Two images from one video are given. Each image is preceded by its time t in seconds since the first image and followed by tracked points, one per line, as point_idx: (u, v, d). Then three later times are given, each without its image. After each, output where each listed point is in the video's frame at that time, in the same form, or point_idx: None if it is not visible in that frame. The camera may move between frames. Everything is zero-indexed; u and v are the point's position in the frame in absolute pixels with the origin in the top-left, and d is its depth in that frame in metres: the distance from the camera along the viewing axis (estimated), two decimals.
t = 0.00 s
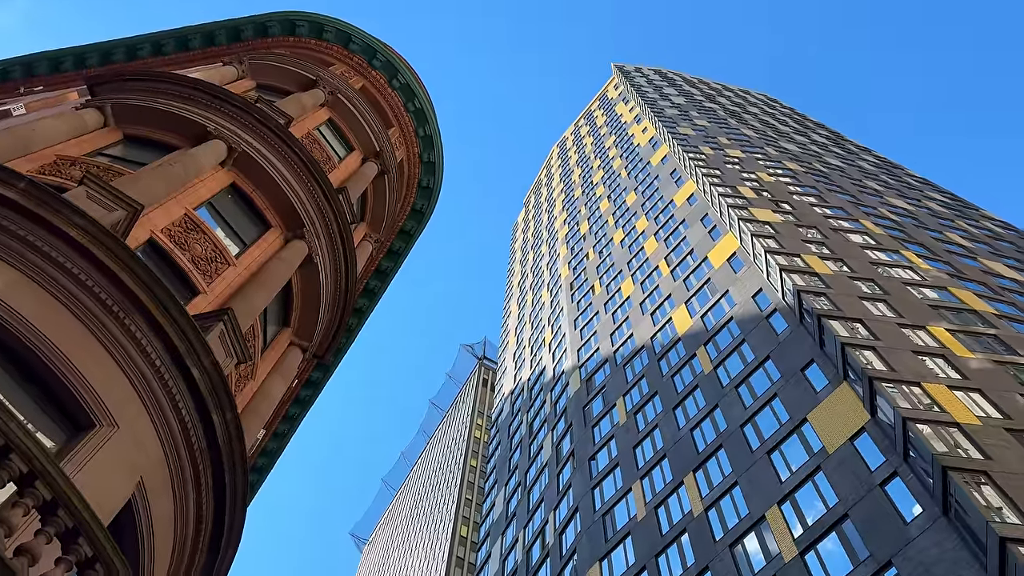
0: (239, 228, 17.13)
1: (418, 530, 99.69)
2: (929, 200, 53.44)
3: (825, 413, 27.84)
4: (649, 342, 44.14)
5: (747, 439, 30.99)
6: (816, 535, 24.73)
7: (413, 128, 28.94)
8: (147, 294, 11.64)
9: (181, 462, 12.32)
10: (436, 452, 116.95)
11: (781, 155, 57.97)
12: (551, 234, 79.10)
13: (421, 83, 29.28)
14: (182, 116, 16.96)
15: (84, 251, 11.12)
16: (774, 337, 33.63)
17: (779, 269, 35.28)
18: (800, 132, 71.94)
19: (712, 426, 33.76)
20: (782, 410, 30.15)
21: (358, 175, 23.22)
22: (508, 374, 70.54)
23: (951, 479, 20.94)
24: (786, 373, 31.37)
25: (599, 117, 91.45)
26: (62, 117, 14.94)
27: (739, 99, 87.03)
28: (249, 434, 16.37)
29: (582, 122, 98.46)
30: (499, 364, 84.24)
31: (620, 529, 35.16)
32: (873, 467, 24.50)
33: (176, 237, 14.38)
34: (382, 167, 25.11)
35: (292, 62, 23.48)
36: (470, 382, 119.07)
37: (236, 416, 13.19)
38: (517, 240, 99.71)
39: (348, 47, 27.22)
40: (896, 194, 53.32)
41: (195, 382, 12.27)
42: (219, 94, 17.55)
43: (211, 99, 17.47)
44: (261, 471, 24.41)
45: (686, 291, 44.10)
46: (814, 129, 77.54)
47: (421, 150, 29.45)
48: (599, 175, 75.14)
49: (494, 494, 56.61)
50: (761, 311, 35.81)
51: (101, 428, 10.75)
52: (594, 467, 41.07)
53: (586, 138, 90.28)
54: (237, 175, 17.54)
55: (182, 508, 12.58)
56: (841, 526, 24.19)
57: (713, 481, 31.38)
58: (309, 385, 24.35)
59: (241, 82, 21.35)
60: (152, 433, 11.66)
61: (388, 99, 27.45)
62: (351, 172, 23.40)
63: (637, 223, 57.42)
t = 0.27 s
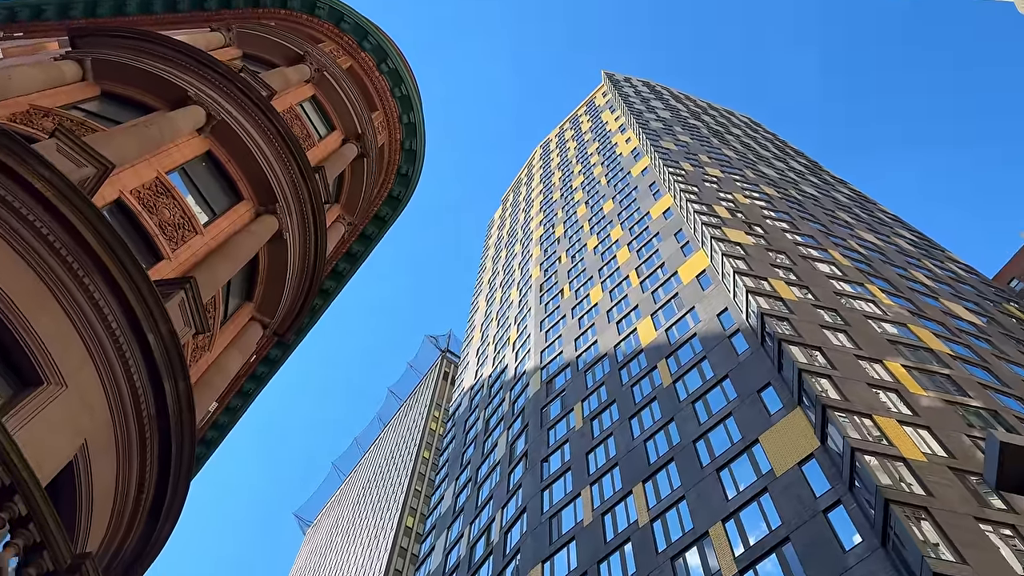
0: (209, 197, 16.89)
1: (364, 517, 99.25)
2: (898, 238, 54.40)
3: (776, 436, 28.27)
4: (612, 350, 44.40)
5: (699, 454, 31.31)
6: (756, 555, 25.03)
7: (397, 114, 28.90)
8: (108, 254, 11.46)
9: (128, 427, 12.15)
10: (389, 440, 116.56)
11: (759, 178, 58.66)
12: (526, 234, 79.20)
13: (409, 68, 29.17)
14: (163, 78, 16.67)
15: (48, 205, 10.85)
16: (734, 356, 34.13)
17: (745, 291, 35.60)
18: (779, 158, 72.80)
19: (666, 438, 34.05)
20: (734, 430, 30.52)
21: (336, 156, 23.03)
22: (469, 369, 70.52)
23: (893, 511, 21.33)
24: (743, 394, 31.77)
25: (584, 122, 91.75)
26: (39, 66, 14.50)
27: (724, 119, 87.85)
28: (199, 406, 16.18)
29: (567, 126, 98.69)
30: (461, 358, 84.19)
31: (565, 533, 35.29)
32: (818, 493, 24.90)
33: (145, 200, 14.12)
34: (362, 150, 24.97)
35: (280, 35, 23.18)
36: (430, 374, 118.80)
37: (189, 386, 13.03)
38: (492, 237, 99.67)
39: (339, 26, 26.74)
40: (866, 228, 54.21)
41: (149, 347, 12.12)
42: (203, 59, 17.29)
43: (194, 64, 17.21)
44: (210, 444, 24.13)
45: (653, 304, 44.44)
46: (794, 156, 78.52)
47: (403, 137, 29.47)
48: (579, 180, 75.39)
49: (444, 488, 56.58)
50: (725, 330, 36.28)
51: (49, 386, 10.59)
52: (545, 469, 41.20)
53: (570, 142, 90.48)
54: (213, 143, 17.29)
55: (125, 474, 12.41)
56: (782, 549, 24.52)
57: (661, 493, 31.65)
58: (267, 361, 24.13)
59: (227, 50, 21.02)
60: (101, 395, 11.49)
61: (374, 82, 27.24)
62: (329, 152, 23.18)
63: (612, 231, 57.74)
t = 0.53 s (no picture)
0: (181, 161, 16.61)
1: (311, 499, 98.58)
2: (864, 270, 55.29)
3: (726, 454, 28.63)
4: (574, 354, 44.57)
5: (649, 465, 31.57)
6: (695, 569, 25.29)
7: (382, 98, 28.73)
8: (70, 210, 11.25)
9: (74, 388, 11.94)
10: (344, 424, 116.00)
11: (735, 198, 59.30)
12: (501, 230, 79.21)
13: (397, 53, 29.01)
14: (145, 37, 16.34)
15: (13, 154, 10.52)
16: (693, 371, 34.52)
17: (710, 309, 35.95)
18: (757, 180, 73.65)
19: (618, 446, 34.28)
20: (686, 444, 30.84)
21: (315, 133, 22.83)
22: (431, 359, 70.40)
23: (832, 537, 21.68)
24: (698, 409, 32.12)
25: (570, 125, 91.97)
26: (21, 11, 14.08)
27: (707, 137, 88.58)
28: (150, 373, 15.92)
29: (552, 127, 98.84)
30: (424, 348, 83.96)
31: (510, 532, 35.33)
32: (761, 513, 25.25)
33: (115, 157, 13.87)
34: (342, 130, 24.76)
35: (270, 6, 22.86)
36: (391, 361, 118.29)
37: (139, 349, 12.91)
38: (466, 230, 99.55)
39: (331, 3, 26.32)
40: (834, 258, 55.02)
41: (104, 308, 11.95)
42: (188, 21, 17.02)
43: (178, 26, 16.92)
44: (159, 411, 23.78)
45: (620, 312, 44.70)
46: (771, 180, 79.45)
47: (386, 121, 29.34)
48: (559, 182, 75.56)
49: (394, 476, 56.46)
50: (686, 344, 36.66)
51: None
52: (496, 466, 41.25)
53: (553, 144, 90.66)
54: (190, 108, 17.00)
55: (66, 434, 12.20)
56: (720, 565, 24.80)
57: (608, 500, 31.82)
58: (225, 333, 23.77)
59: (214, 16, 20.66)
60: (48, 352, 11.25)
61: (361, 62, 26.93)
62: (309, 128, 22.95)
63: (586, 236, 57.96)
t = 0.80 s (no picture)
0: (155, 121, 16.33)
1: (258, 475, 97.63)
2: (827, 299, 56.14)
3: (675, 466, 28.90)
4: (536, 354, 44.65)
5: (599, 470, 31.76)
6: None
7: (368, 78, 28.56)
8: (33, 158, 10.99)
9: (21, 339, 11.70)
10: (299, 402, 115.14)
11: (710, 215, 59.85)
12: (476, 224, 79.11)
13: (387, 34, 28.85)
14: None
15: None
16: (651, 381, 34.81)
17: (674, 321, 36.27)
18: (733, 200, 74.44)
19: (571, 449, 34.43)
20: (637, 453, 31.08)
21: (296, 107, 22.59)
22: (393, 346, 70.12)
23: (771, 557, 21.97)
24: (652, 419, 32.40)
25: (555, 126, 92.14)
26: None
27: (688, 152, 89.25)
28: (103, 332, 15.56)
29: (537, 126, 98.93)
30: (387, 334, 83.59)
31: (454, 525, 35.30)
32: (704, 527, 25.53)
33: (87, 111, 13.59)
34: (324, 107, 24.55)
35: None
36: (353, 344, 117.55)
37: (92, 306, 12.71)
38: (442, 220, 99.32)
39: None
40: (800, 284, 55.78)
41: (60, 262, 11.73)
42: None
43: None
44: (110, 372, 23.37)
45: (585, 317, 44.88)
46: (747, 201, 80.29)
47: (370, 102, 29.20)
48: (538, 182, 75.64)
49: (344, 459, 56.17)
50: (647, 355, 36.95)
51: None
52: (448, 458, 41.20)
53: (537, 143, 90.76)
54: (170, 68, 16.71)
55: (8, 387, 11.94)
56: None
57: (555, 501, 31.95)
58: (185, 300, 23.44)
59: None
60: None
61: (351, 41, 26.70)
62: (290, 101, 22.69)
63: (560, 238, 58.11)
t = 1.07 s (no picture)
0: (133, 76, 16.00)
1: (206, 446, 96.55)
2: (789, 322, 56.88)
3: (624, 474, 29.11)
4: (499, 350, 44.62)
5: (549, 471, 31.86)
6: None
7: (355, 57, 28.38)
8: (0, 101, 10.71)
9: None
10: (256, 376, 114.04)
11: (684, 229, 60.33)
12: (451, 214, 78.89)
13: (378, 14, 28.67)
14: None
15: None
16: (609, 387, 35.00)
17: (638, 330, 36.51)
18: (708, 217, 75.10)
19: (523, 447, 34.50)
20: (588, 458, 31.21)
21: (279, 78, 22.32)
22: (356, 329, 69.72)
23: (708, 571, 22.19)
24: (607, 425, 32.59)
25: (540, 126, 92.22)
26: None
27: (669, 164, 89.78)
28: (57, 285, 15.19)
29: (523, 124, 98.93)
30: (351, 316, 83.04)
31: (400, 513, 35.17)
32: (647, 536, 25.74)
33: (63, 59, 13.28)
34: (308, 81, 24.31)
35: None
36: (316, 323, 116.58)
37: (47, 257, 12.45)
38: (418, 207, 98.94)
39: None
40: (764, 305, 56.38)
41: (17, 209, 11.46)
42: None
43: None
44: (64, 328, 22.89)
45: (551, 317, 44.96)
46: (721, 219, 81.00)
47: (355, 81, 29.04)
48: (518, 179, 75.63)
49: (295, 437, 55.73)
50: (608, 361, 37.13)
51: None
52: (400, 445, 41.04)
53: (520, 140, 90.77)
54: (153, 25, 16.39)
55: None
56: None
57: (503, 498, 31.98)
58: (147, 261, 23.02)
59: None
60: None
61: (342, 18, 26.47)
62: (274, 72, 22.40)
63: (533, 237, 58.15)
